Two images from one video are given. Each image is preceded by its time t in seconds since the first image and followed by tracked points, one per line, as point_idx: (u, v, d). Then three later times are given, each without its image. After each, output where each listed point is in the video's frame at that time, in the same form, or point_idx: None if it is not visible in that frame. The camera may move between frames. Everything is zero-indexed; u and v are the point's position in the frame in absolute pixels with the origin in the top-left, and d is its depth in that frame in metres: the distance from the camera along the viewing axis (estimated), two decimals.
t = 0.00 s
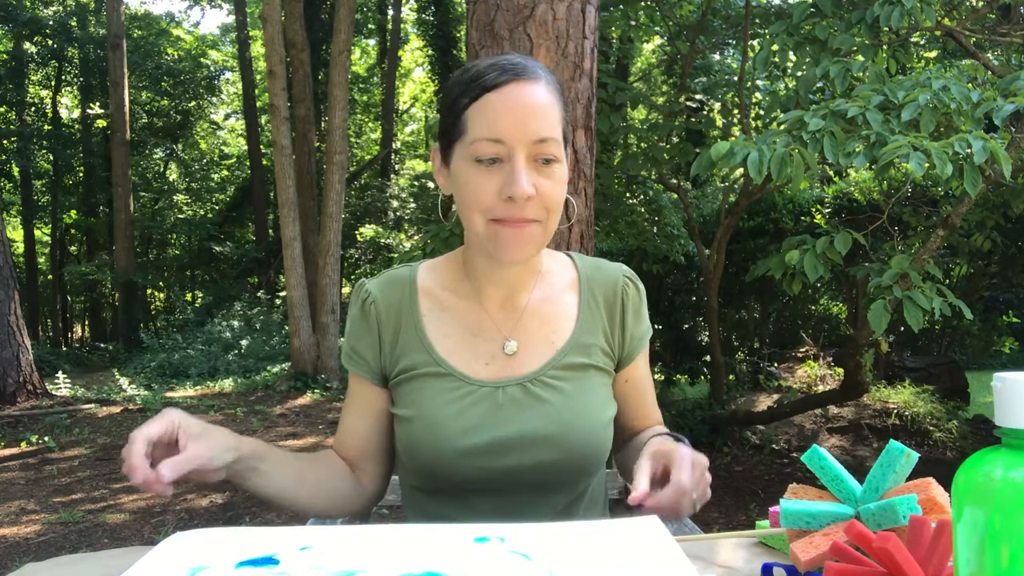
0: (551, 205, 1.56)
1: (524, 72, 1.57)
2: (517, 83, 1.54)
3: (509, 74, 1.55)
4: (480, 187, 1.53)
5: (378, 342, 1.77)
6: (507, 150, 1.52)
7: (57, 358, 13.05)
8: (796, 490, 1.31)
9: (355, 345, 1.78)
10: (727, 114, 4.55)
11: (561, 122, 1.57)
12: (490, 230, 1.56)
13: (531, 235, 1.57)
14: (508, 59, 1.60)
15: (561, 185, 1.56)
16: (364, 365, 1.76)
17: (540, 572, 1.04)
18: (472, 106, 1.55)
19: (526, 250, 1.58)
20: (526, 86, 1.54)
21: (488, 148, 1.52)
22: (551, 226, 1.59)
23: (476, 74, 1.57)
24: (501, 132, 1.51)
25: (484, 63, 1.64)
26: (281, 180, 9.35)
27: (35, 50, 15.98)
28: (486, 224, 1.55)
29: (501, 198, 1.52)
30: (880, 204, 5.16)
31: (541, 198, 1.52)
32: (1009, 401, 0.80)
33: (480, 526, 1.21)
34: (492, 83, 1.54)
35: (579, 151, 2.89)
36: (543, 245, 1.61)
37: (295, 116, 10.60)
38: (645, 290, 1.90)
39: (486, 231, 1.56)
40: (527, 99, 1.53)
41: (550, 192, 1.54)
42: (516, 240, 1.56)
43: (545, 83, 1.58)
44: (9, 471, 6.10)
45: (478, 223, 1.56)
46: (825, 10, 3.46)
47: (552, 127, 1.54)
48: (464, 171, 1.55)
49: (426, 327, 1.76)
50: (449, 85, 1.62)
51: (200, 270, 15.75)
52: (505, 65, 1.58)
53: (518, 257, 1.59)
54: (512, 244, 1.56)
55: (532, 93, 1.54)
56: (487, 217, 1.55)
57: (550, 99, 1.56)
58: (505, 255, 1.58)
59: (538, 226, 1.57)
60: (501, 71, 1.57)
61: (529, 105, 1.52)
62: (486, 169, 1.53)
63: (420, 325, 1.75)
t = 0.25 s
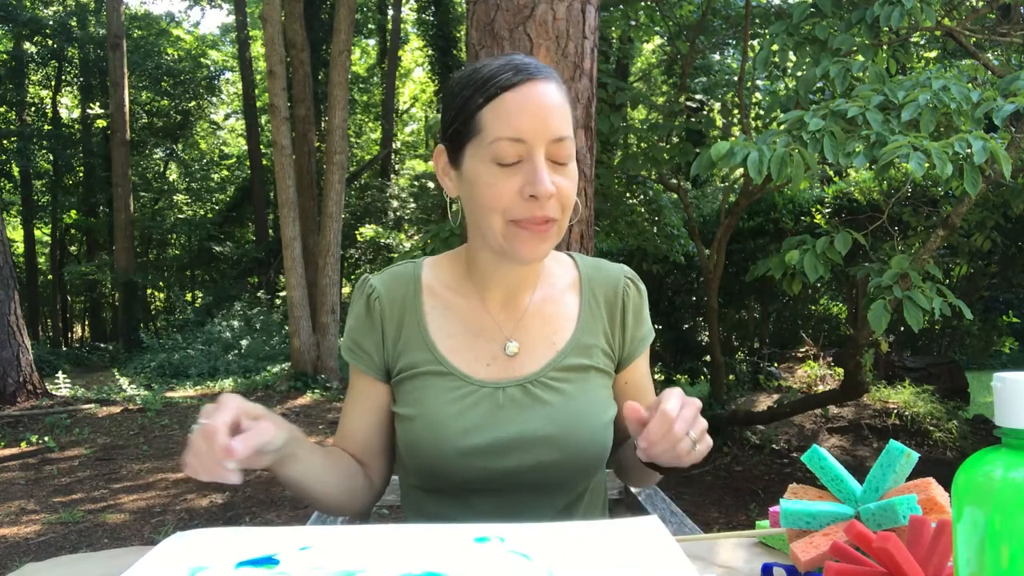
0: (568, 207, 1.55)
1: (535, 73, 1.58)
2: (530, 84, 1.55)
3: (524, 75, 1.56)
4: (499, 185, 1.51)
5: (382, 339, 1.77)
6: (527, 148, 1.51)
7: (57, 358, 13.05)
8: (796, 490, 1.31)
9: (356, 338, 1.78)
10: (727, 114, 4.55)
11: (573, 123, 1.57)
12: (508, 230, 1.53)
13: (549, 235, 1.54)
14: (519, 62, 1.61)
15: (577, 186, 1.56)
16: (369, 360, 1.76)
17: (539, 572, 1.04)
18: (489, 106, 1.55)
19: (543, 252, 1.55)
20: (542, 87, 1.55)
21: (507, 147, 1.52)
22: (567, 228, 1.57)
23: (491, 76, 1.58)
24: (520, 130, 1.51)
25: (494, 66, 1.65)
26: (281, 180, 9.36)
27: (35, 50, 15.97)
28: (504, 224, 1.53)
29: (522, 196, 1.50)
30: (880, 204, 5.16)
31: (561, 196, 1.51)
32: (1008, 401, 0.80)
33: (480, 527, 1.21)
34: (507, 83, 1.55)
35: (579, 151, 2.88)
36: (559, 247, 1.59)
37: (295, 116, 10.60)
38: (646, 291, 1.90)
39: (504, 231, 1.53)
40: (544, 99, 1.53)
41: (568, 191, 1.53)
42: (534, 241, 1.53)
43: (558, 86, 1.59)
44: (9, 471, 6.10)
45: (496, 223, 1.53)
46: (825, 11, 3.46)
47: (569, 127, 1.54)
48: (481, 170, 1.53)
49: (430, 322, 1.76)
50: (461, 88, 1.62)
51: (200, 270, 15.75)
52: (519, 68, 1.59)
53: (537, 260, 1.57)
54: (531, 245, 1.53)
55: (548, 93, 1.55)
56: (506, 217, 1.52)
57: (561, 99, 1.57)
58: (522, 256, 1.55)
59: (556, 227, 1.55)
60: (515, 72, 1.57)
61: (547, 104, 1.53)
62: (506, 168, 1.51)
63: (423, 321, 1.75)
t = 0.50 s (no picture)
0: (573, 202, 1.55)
1: (540, 69, 1.59)
2: (534, 81, 1.56)
3: (526, 71, 1.57)
4: (502, 183, 1.51)
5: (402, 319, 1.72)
6: (530, 144, 1.52)
7: (57, 358, 13.04)
8: (796, 490, 1.31)
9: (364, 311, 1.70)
10: (727, 114, 4.55)
11: (578, 118, 1.58)
12: (513, 228, 1.53)
13: (553, 233, 1.54)
14: (523, 60, 1.61)
15: (581, 182, 1.56)
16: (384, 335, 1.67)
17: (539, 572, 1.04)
18: (493, 103, 1.56)
19: (550, 250, 1.55)
20: (544, 82, 1.55)
21: (511, 143, 1.52)
22: (573, 224, 1.56)
23: (494, 73, 1.59)
24: (522, 126, 1.52)
25: (500, 65, 1.65)
26: (281, 180, 9.36)
27: (35, 50, 15.96)
28: (510, 222, 1.53)
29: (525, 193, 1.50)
30: (880, 204, 5.16)
31: (564, 192, 1.51)
32: (1008, 401, 0.80)
33: (481, 527, 1.21)
34: (509, 81, 1.55)
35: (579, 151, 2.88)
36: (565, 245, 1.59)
37: (295, 116, 10.60)
38: (657, 293, 1.91)
39: (510, 229, 1.53)
40: (546, 94, 1.54)
41: (573, 186, 1.53)
42: (540, 238, 1.53)
43: (563, 83, 1.60)
44: (9, 471, 6.10)
45: (501, 222, 1.53)
46: (825, 10, 3.46)
47: (572, 123, 1.54)
48: (486, 168, 1.54)
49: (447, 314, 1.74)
50: (467, 88, 1.63)
51: (200, 270, 15.75)
52: (521, 66, 1.59)
53: (542, 258, 1.56)
54: (536, 243, 1.53)
55: (550, 88, 1.55)
56: (511, 215, 1.52)
57: (566, 95, 1.57)
58: (527, 254, 1.54)
59: (560, 224, 1.55)
60: (518, 70, 1.58)
61: (549, 100, 1.53)
62: (506, 166, 1.52)
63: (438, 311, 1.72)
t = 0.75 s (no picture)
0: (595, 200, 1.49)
1: (564, 62, 1.52)
2: (561, 72, 1.48)
3: (551, 64, 1.50)
4: (524, 178, 1.45)
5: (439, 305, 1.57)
6: (553, 139, 1.45)
7: (57, 358, 13.04)
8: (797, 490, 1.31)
9: (394, 288, 1.48)
10: (727, 114, 4.55)
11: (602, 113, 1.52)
12: (532, 225, 1.47)
13: (574, 231, 1.48)
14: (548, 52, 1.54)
15: (603, 179, 1.50)
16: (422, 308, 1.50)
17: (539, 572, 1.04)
18: (517, 95, 1.48)
19: (569, 247, 1.49)
20: (568, 75, 1.48)
21: (533, 137, 1.46)
22: (594, 222, 1.50)
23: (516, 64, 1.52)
24: (546, 120, 1.45)
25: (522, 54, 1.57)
26: (281, 180, 9.35)
27: (35, 50, 15.96)
28: (530, 219, 1.46)
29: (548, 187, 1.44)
30: (880, 204, 5.16)
31: (586, 189, 1.45)
32: (1010, 400, 0.79)
33: (481, 527, 1.21)
34: (534, 72, 1.48)
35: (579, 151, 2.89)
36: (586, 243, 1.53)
37: (295, 116, 10.59)
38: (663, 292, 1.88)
39: (529, 225, 1.47)
40: (571, 88, 1.47)
41: (596, 183, 1.47)
42: (560, 234, 1.47)
43: (587, 75, 1.53)
44: (9, 471, 6.09)
45: (522, 218, 1.47)
46: (825, 11, 3.46)
47: (596, 118, 1.48)
48: (507, 162, 1.47)
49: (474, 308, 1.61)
50: (493, 82, 1.55)
51: (200, 270, 15.75)
52: (546, 56, 1.52)
53: (562, 256, 1.50)
54: (555, 240, 1.47)
55: (573, 82, 1.48)
56: (531, 211, 1.46)
57: (592, 87, 1.51)
58: (546, 252, 1.49)
59: (581, 221, 1.48)
60: (543, 62, 1.50)
61: (574, 94, 1.46)
62: (530, 160, 1.45)
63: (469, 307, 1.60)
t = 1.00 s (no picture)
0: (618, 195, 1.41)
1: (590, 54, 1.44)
2: (587, 63, 1.40)
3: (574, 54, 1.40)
4: (546, 173, 1.37)
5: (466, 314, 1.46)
6: (577, 133, 1.37)
7: (57, 358, 13.04)
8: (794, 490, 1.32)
9: (418, 283, 1.36)
10: (727, 114, 4.56)
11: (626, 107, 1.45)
12: (554, 221, 1.40)
13: (596, 228, 1.41)
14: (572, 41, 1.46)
15: (627, 174, 1.42)
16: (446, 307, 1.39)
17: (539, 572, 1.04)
18: (540, 87, 1.39)
19: (591, 244, 1.42)
20: (592, 67, 1.39)
21: (557, 131, 1.37)
22: (616, 218, 1.43)
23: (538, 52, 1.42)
24: (571, 114, 1.36)
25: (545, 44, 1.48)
26: (281, 180, 9.36)
27: (35, 50, 15.97)
28: (552, 214, 1.39)
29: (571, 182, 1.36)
30: (880, 204, 5.16)
31: (611, 185, 1.37)
32: (1010, 400, 0.79)
33: (481, 527, 1.21)
34: (560, 63, 1.39)
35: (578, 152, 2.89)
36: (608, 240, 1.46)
37: (295, 116, 10.60)
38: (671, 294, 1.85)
39: (550, 220, 1.40)
40: (596, 80, 1.38)
41: (620, 180, 1.39)
42: (582, 231, 1.40)
43: (611, 68, 1.46)
44: (9, 471, 6.09)
45: (543, 214, 1.39)
46: (825, 11, 3.46)
47: (621, 111, 1.40)
48: (529, 156, 1.39)
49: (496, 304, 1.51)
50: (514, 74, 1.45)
51: (200, 270, 15.75)
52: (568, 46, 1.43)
53: (584, 253, 1.43)
54: (577, 238, 1.40)
55: (598, 74, 1.39)
56: (553, 207, 1.39)
57: (616, 81, 1.43)
58: (567, 249, 1.42)
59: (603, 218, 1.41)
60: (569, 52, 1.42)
61: (599, 87, 1.38)
62: (554, 154, 1.37)
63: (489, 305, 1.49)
